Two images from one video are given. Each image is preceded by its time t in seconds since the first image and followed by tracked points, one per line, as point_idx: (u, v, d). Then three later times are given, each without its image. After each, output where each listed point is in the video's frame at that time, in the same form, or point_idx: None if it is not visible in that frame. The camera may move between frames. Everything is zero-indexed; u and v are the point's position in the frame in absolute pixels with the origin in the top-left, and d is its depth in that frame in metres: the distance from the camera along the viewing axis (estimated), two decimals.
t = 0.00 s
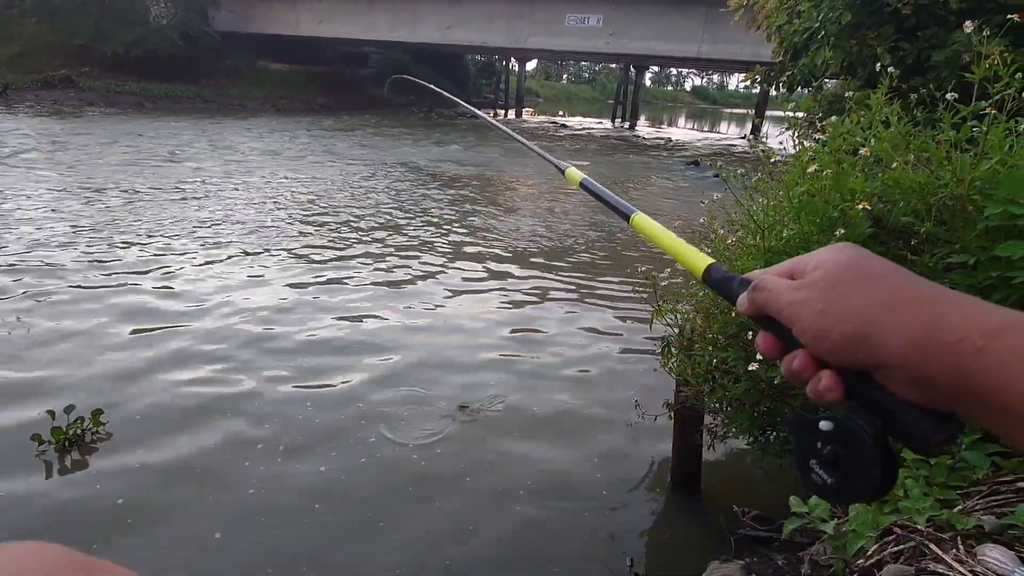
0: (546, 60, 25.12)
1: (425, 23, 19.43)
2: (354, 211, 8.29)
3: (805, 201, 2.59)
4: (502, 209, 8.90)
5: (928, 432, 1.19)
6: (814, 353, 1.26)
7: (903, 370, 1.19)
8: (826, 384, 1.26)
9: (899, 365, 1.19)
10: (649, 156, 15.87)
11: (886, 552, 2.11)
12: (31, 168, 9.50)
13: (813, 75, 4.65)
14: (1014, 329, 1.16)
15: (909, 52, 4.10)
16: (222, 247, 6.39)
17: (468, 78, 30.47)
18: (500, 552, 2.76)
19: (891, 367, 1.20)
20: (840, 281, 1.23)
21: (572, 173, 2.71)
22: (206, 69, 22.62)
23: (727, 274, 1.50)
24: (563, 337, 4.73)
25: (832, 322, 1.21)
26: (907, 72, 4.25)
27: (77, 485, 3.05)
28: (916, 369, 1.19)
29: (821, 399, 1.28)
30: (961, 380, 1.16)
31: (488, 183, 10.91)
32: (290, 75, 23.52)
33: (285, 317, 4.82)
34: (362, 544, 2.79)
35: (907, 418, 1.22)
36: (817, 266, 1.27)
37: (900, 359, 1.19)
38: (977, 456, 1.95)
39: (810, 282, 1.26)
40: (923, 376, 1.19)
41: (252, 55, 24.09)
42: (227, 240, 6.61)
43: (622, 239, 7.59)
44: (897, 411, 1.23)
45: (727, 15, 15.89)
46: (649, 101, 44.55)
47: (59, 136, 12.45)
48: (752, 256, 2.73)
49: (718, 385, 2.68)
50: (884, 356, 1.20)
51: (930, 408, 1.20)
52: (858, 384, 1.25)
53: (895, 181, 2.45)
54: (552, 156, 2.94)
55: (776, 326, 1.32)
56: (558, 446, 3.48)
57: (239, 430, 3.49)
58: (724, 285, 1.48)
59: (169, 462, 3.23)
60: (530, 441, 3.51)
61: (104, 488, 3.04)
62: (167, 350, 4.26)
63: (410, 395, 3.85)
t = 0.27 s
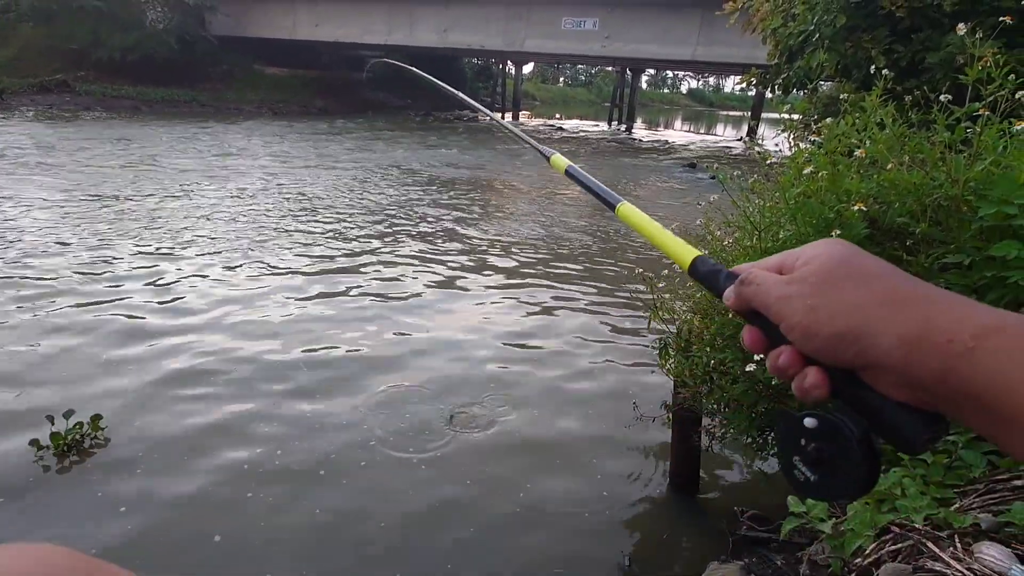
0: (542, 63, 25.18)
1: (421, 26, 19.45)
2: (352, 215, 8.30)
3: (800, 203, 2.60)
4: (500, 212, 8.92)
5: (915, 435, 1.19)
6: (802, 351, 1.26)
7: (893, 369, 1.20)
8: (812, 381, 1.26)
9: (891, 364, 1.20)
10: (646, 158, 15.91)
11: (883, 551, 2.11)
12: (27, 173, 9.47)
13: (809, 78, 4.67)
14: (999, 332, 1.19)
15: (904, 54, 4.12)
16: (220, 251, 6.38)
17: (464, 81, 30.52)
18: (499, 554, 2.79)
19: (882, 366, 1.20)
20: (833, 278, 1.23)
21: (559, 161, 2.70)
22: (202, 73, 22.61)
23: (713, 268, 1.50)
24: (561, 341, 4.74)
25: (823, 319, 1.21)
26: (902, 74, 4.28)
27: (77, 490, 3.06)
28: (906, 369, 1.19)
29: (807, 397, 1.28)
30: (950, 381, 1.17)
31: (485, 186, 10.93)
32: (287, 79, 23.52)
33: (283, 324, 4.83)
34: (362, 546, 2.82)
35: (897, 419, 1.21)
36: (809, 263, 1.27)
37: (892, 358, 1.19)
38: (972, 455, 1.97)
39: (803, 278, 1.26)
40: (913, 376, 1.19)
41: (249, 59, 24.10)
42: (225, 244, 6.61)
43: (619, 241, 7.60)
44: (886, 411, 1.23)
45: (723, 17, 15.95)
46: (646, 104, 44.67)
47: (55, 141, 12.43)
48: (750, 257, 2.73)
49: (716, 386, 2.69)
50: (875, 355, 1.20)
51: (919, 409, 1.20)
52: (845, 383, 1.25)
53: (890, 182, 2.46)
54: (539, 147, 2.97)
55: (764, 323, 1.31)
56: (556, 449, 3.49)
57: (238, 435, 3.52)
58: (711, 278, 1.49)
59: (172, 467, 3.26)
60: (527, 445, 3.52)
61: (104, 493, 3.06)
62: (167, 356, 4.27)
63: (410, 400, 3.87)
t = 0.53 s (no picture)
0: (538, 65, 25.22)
1: (417, 29, 19.47)
2: (349, 218, 8.29)
3: (796, 203, 2.60)
4: (497, 215, 8.93)
5: (927, 436, 1.21)
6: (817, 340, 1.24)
7: (912, 364, 1.19)
8: (824, 373, 1.24)
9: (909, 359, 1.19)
10: (642, 159, 15.94)
11: (883, 549, 2.09)
12: (23, 178, 9.44)
13: (804, 78, 4.69)
14: (1017, 335, 1.19)
15: (898, 54, 4.15)
16: (217, 255, 6.37)
17: (461, 84, 30.55)
18: (501, 557, 2.77)
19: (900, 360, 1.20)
20: (857, 270, 1.22)
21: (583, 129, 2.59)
22: (199, 77, 22.59)
23: (731, 253, 1.46)
24: (560, 343, 4.75)
25: (845, 310, 1.19)
26: (896, 74, 4.30)
27: (76, 497, 3.04)
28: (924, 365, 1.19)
29: (816, 388, 1.27)
30: (961, 381, 1.18)
31: (482, 189, 10.94)
32: (284, 82, 23.52)
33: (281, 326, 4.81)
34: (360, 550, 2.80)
35: (903, 415, 1.22)
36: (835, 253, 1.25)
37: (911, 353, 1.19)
38: (970, 453, 1.96)
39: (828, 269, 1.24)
40: (929, 375, 1.19)
41: (245, 63, 24.09)
42: (222, 249, 6.59)
43: (616, 242, 7.61)
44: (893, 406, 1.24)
45: (718, 19, 16.01)
46: (642, 105, 44.76)
47: (52, 147, 12.42)
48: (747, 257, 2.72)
49: (714, 386, 2.69)
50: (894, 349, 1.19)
51: (927, 406, 1.21)
52: (857, 375, 1.24)
53: (886, 181, 2.46)
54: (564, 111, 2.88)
55: (781, 311, 1.29)
56: (557, 450, 3.48)
57: (238, 438, 3.51)
58: (728, 263, 1.44)
59: (172, 473, 3.24)
60: (527, 446, 3.51)
61: (103, 500, 3.04)
62: (166, 361, 4.25)
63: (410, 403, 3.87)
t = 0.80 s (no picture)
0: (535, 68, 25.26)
1: (414, 34, 19.50)
2: (348, 223, 8.30)
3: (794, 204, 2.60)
4: (496, 219, 8.94)
5: (997, 412, 1.04)
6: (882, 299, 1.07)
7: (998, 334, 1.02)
8: (889, 337, 1.06)
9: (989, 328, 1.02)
10: (639, 161, 15.97)
11: (883, 549, 2.07)
12: (20, 187, 9.43)
13: (799, 79, 4.70)
14: None
15: (893, 55, 4.16)
16: (216, 263, 6.37)
17: (458, 88, 30.59)
18: (505, 562, 2.78)
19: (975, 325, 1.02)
20: (941, 228, 1.04)
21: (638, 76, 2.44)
22: (196, 84, 22.60)
23: (793, 205, 1.25)
24: (559, 347, 4.76)
25: (923, 267, 1.02)
26: (891, 75, 4.31)
27: (78, 506, 3.03)
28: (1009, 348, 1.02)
29: (873, 354, 1.08)
30: None
31: (480, 192, 10.96)
32: (281, 88, 23.55)
33: (280, 334, 4.82)
34: (364, 554, 2.81)
35: (976, 392, 1.04)
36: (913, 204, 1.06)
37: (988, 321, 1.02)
38: (969, 451, 2.00)
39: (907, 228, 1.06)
40: (1013, 346, 1.01)
41: (242, 70, 24.12)
42: (221, 256, 6.60)
43: (615, 244, 7.63)
44: (964, 376, 1.06)
45: (713, 21, 16.05)
46: (639, 107, 44.84)
47: (50, 155, 12.43)
48: (744, 256, 2.70)
49: (713, 387, 2.69)
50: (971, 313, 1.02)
51: (1005, 383, 1.03)
52: (925, 342, 1.06)
53: (883, 182, 2.47)
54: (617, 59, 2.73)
55: (842, 266, 1.12)
56: (557, 455, 3.49)
57: (240, 446, 3.51)
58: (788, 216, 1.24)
59: (175, 480, 3.24)
60: (527, 450, 3.51)
61: (105, 509, 3.03)
62: (166, 369, 4.25)
63: (411, 409, 3.88)
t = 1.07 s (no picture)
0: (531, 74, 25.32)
1: (410, 41, 19.56)
2: (346, 230, 8.31)
3: (790, 206, 2.61)
4: (494, 224, 8.96)
5: None
6: (978, 282, 1.11)
7: None
8: (983, 319, 1.11)
9: None
10: (637, 165, 16.00)
11: (882, 551, 2.06)
12: (19, 198, 9.43)
13: (795, 82, 4.72)
14: None
15: (887, 56, 4.18)
16: (215, 271, 6.37)
17: (454, 93, 30.66)
18: (510, 566, 2.77)
19: None
20: None
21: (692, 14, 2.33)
22: (193, 92, 22.65)
23: (866, 166, 1.28)
24: (559, 351, 4.77)
25: None
26: (886, 76, 4.33)
27: (81, 517, 3.01)
28: None
29: (963, 336, 1.14)
30: None
31: (478, 198, 10.98)
32: (278, 96, 23.60)
33: (279, 341, 4.81)
34: (368, 561, 2.80)
35: None
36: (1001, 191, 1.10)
37: None
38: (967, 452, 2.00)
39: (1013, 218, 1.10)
40: None
41: (239, 78, 24.17)
42: (220, 264, 6.60)
43: (613, 248, 7.64)
44: None
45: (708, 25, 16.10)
46: (636, 111, 44.94)
47: (48, 165, 12.44)
48: (741, 259, 2.69)
49: (712, 390, 2.69)
50: None
51: None
52: None
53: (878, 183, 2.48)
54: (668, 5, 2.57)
55: (939, 247, 1.14)
56: (557, 458, 3.49)
57: (243, 454, 3.50)
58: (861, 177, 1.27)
59: (178, 490, 3.22)
60: (527, 455, 3.51)
61: (108, 519, 3.01)
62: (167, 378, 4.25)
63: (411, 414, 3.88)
